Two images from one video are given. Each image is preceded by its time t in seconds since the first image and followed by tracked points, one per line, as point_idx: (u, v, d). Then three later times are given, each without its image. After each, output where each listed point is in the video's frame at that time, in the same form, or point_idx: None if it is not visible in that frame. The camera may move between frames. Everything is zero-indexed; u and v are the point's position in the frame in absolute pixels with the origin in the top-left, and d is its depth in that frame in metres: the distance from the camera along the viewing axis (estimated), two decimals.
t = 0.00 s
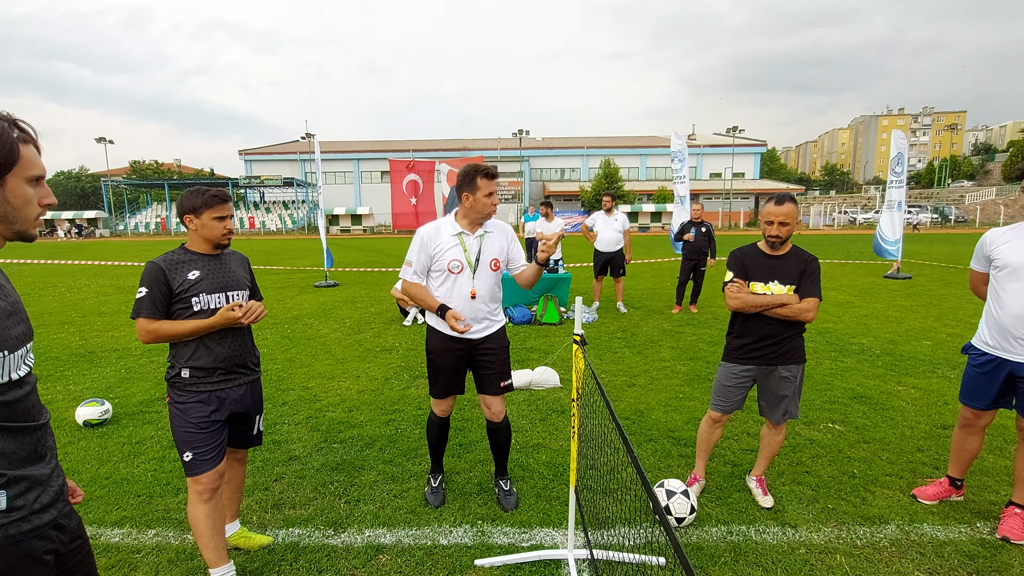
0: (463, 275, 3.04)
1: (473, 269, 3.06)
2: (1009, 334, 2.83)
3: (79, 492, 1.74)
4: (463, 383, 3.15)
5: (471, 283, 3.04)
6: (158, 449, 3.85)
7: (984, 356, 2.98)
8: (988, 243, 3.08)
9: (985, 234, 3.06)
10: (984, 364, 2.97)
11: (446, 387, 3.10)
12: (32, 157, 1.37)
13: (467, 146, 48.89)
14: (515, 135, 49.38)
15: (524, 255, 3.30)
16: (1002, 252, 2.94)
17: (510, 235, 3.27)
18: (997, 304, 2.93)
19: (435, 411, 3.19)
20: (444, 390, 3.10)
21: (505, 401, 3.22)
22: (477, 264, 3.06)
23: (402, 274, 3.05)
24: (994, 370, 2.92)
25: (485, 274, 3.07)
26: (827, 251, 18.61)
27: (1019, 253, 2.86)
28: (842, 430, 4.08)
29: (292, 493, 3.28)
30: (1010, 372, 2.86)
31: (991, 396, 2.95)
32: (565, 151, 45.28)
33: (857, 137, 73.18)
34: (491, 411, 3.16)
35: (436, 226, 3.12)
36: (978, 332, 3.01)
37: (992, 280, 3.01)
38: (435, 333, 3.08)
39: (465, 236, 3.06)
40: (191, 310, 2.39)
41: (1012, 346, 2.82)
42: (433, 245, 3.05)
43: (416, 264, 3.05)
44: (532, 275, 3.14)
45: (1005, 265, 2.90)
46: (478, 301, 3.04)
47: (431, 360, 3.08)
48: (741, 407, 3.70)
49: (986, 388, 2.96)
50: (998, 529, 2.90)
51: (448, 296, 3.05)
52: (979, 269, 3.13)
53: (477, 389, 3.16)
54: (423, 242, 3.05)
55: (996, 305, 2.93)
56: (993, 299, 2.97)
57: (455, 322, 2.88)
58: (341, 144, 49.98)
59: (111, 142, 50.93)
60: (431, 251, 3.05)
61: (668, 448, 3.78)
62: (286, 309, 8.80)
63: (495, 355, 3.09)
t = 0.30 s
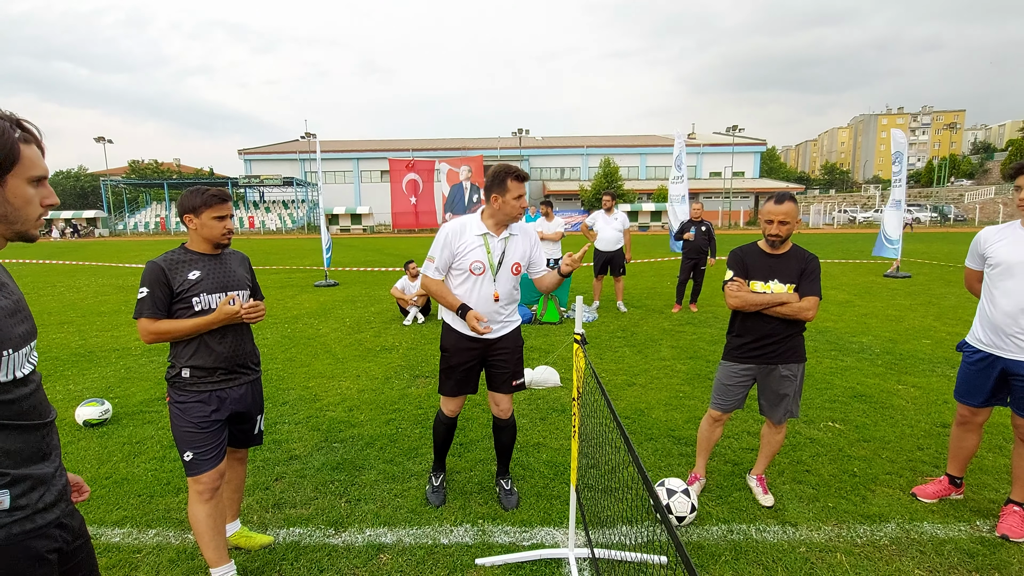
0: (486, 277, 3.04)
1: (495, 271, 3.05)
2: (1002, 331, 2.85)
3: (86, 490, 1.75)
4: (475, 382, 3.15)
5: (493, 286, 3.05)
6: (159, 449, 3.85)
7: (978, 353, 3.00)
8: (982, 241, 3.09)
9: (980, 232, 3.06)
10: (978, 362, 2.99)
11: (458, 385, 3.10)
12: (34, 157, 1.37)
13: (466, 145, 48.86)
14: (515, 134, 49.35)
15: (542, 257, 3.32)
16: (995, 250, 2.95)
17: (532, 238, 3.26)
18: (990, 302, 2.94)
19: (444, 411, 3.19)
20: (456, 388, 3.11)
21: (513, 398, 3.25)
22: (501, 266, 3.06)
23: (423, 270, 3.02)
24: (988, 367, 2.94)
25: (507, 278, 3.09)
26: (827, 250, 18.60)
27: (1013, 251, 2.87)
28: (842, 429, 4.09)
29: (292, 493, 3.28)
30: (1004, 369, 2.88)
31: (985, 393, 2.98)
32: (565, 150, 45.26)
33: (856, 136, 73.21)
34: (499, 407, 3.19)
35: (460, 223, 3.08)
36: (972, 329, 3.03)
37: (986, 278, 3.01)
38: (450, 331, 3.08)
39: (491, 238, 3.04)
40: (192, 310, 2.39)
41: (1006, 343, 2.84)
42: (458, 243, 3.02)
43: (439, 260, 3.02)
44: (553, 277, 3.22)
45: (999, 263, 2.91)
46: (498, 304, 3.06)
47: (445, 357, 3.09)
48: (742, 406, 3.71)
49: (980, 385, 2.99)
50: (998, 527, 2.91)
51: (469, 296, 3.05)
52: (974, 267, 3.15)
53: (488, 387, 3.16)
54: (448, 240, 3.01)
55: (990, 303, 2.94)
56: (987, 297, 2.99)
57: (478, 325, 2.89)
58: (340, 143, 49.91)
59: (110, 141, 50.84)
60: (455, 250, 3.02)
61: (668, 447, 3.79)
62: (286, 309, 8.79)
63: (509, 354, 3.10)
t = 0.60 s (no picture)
0: (498, 274, 3.04)
1: (508, 268, 3.05)
2: (996, 330, 2.85)
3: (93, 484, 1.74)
4: (483, 382, 3.15)
5: (505, 283, 3.05)
6: (159, 449, 3.85)
7: (973, 352, 3.00)
8: (977, 239, 3.10)
9: (975, 231, 3.07)
10: (972, 360, 3.00)
11: (466, 385, 3.10)
12: (30, 156, 1.36)
13: (466, 145, 48.81)
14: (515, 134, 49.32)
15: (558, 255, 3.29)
16: (990, 248, 2.95)
17: (547, 236, 3.24)
18: (985, 300, 2.95)
19: (451, 412, 3.19)
20: (465, 387, 3.10)
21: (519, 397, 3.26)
22: (513, 263, 3.06)
23: (436, 266, 3.04)
24: (982, 365, 2.95)
25: (519, 275, 3.08)
26: (827, 249, 18.62)
27: (1008, 250, 2.87)
28: (842, 428, 4.09)
29: (293, 493, 3.28)
30: (998, 367, 2.89)
31: (979, 391, 2.99)
32: (564, 149, 45.23)
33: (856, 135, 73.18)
34: (504, 405, 3.19)
35: (473, 221, 3.10)
36: (967, 328, 3.04)
37: (981, 276, 3.02)
38: (461, 328, 3.09)
39: (503, 234, 3.04)
40: (193, 311, 2.39)
41: (1000, 341, 2.85)
42: (470, 240, 3.04)
43: (451, 257, 3.04)
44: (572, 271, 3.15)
45: (993, 262, 2.92)
46: (510, 301, 3.05)
47: (455, 354, 3.10)
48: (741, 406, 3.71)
49: (975, 384, 2.99)
50: (998, 526, 2.91)
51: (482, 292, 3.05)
52: (969, 265, 3.16)
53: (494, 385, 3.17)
54: (461, 237, 3.03)
55: (985, 302, 2.95)
56: (980, 295, 3.00)
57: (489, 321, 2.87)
58: (340, 143, 49.88)
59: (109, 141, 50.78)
60: (467, 246, 3.04)
61: (668, 446, 3.79)
62: (286, 309, 8.79)
63: (518, 354, 3.10)
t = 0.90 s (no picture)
0: (503, 272, 3.04)
1: (512, 266, 3.04)
2: (990, 327, 2.86)
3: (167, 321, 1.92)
4: (486, 380, 3.15)
5: (509, 281, 3.04)
6: (159, 448, 3.85)
7: (968, 350, 3.01)
8: (972, 238, 3.10)
9: (970, 229, 3.07)
10: (967, 358, 3.01)
11: (469, 383, 3.10)
12: (11, 163, 1.34)
13: (466, 144, 48.77)
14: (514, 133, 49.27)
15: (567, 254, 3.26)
16: (985, 246, 2.96)
17: (554, 234, 3.22)
18: (979, 298, 2.95)
19: (454, 411, 3.19)
20: (468, 385, 3.10)
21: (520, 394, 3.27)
22: (517, 261, 3.05)
23: (443, 263, 3.09)
24: (977, 363, 2.96)
25: (524, 273, 3.06)
26: (827, 248, 18.62)
27: (1003, 247, 2.87)
28: (842, 426, 4.09)
29: (294, 492, 3.28)
30: (993, 365, 2.89)
31: (974, 389, 2.99)
32: (564, 148, 45.19)
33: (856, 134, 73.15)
34: (506, 403, 3.20)
35: (478, 220, 3.12)
36: (962, 326, 3.04)
37: (976, 275, 3.02)
38: (465, 326, 3.10)
39: (508, 232, 3.05)
40: (194, 311, 2.39)
41: (995, 339, 2.85)
42: (475, 238, 3.07)
43: (458, 254, 3.08)
44: (580, 269, 3.10)
45: (988, 259, 2.92)
46: (514, 299, 3.04)
47: (458, 352, 3.11)
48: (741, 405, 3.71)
49: (970, 381, 3.00)
50: (998, 525, 2.91)
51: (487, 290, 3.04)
52: (964, 264, 3.17)
53: (497, 383, 3.17)
54: (467, 234, 3.07)
55: (979, 300, 2.96)
56: (976, 294, 3.00)
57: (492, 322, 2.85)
58: (339, 143, 49.83)
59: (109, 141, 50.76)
60: (473, 244, 3.06)
61: (669, 445, 3.79)
62: (286, 308, 8.78)
63: (521, 353, 3.10)
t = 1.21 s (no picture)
0: (507, 272, 3.04)
1: (516, 267, 3.05)
2: (988, 328, 2.86)
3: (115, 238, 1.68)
4: (488, 380, 3.16)
5: (514, 281, 3.04)
6: (163, 448, 3.88)
7: (966, 350, 3.01)
8: (971, 238, 3.11)
9: (969, 230, 3.08)
10: (965, 358, 3.02)
11: (472, 383, 3.11)
12: None
13: (467, 144, 48.79)
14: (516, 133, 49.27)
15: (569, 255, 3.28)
16: (984, 246, 2.96)
17: (557, 235, 3.24)
18: (977, 299, 2.96)
19: (456, 411, 3.21)
20: (471, 385, 3.11)
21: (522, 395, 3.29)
22: (521, 261, 3.06)
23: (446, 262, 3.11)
24: (974, 363, 2.96)
25: (528, 274, 3.07)
26: (828, 248, 18.61)
27: (1001, 247, 2.88)
28: (844, 427, 4.10)
29: (296, 492, 3.31)
30: (991, 365, 2.90)
31: (970, 390, 3.00)
32: (566, 148, 45.17)
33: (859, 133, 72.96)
34: (508, 403, 3.22)
35: (484, 220, 3.16)
36: (960, 326, 3.05)
37: (975, 275, 3.03)
38: (468, 326, 3.12)
39: (512, 232, 3.06)
40: (199, 312, 2.41)
41: (993, 340, 2.85)
42: (481, 238, 3.10)
43: (462, 254, 3.11)
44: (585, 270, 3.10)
45: (986, 260, 2.93)
46: (518, 299, 3.05)
47: (460, 352, 3.12)
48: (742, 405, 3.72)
49: (968, 381, 3.01)
50: (999, 525, 2.91)
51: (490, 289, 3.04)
52: (963, 264, 3.17)
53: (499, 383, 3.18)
54: (471, 234, 3.11)
55: (977, 300, 2.96)
56: (973, 294, 3.01)
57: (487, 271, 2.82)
58: (341, 143, 49.90)
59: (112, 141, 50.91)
60: (477, 244, 3.10)
61: (670, 445, 3.80)
62: (288, 308, 8.81)
63: (523, 353, 3.12)
